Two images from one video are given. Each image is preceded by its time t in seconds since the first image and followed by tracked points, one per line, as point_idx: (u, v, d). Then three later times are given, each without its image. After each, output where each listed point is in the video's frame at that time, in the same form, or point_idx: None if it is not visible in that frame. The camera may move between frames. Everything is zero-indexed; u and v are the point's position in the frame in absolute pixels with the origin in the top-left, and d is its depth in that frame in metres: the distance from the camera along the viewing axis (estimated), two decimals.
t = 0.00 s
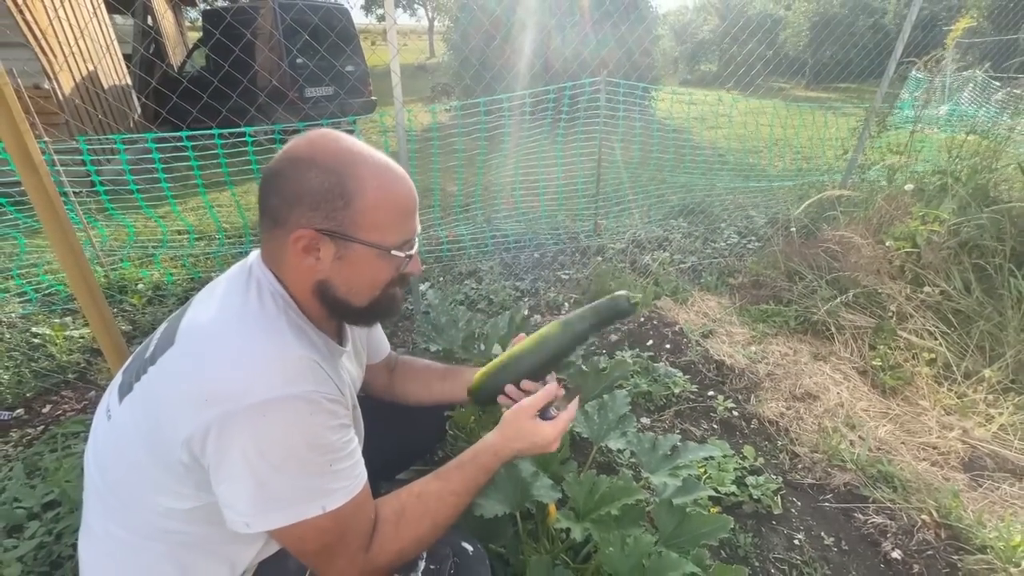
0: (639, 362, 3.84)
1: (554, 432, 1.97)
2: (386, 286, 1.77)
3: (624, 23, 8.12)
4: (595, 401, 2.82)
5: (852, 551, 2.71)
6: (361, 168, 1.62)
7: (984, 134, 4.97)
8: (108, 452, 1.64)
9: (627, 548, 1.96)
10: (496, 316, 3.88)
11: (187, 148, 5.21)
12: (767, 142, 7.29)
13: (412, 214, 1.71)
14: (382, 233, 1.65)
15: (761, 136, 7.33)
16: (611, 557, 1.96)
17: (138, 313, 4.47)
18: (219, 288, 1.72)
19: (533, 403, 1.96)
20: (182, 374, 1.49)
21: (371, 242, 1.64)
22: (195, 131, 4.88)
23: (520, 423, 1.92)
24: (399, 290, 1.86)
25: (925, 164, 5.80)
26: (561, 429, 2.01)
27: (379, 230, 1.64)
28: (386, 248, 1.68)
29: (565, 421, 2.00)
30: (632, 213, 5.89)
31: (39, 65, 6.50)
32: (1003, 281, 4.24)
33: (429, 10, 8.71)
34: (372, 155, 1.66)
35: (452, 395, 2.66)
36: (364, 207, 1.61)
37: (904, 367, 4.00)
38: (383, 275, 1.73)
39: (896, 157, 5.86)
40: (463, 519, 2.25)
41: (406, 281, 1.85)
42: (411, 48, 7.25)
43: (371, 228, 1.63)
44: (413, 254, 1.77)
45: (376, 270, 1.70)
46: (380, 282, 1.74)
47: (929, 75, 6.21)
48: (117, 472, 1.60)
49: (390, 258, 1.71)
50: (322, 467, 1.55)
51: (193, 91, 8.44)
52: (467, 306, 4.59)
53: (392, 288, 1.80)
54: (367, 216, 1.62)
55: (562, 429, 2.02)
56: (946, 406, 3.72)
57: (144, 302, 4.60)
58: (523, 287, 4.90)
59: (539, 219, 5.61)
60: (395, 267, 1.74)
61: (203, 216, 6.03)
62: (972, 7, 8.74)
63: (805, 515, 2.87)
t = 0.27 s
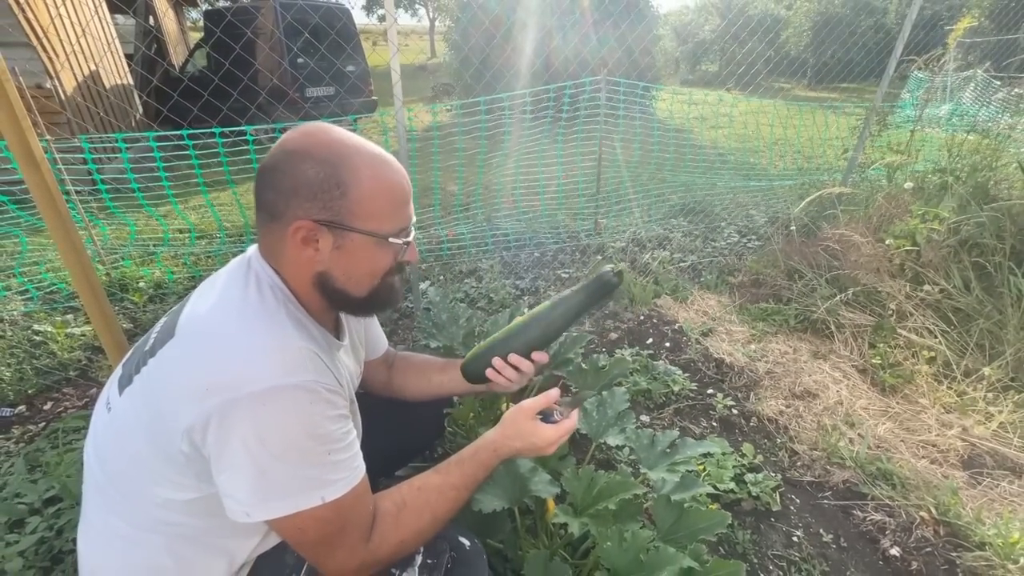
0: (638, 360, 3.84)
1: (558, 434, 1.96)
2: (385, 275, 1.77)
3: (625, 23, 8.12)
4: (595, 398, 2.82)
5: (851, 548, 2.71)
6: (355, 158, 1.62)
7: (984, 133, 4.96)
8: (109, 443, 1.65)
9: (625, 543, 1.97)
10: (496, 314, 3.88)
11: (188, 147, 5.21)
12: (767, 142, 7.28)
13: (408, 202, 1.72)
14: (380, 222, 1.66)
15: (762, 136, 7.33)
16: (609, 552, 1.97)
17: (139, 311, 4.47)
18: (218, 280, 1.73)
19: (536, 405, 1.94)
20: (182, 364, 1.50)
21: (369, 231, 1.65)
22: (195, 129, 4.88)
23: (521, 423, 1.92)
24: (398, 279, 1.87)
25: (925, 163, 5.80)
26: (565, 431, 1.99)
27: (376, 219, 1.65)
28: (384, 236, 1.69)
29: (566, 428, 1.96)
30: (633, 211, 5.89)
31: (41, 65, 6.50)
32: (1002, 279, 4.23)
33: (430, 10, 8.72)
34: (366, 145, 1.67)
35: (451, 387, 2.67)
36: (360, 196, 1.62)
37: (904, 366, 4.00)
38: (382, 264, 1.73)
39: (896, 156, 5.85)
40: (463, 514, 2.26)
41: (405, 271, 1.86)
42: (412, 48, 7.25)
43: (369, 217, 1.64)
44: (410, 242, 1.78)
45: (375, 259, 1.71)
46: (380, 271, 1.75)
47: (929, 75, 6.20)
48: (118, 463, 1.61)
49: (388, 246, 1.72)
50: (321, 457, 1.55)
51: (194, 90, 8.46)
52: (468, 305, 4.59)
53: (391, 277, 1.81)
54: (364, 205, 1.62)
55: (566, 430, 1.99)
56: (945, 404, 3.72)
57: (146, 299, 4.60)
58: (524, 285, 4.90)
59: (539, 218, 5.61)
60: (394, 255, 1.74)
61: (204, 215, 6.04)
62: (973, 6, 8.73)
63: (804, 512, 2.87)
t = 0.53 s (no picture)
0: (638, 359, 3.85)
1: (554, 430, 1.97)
2: (375, 265, 1.77)
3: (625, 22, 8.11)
4: (593, 396, 2.82)
5: (850, 547, 2.71)
6: (337, 148, 1.62)
7: (985, 133, 4.95)
8: (103, 439, 1.65)
9: (622, 541, 1.97)
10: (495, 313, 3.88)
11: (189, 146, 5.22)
12: (767, 141, 7.28)
13: (393, 190, 1.72)
14: (365, 210, 1.66)
15: (762, 136, 7.32)
16: (606, 550, 1.97)
17: (140, 310, 4.48)
18: (211, 277, 1.73)
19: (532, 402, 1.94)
20: (174, 360, 1.50)
21: (354, 220, 1.65)
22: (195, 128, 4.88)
23: (517, 419, 1.92)
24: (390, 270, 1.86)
25: (926, 163, 5.79)
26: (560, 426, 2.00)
27: (361, 207, 1.65)
28: (371, 225, 1.68)
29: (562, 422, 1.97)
30: (632, 211, 5.90)
31: (42, 64, 6.51)
32: (1002, 279, 4.22)
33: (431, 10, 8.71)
34: (347, 134, 1.67)
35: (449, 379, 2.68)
36: (343, 185, 1.61)
37: (903, 365, 4.00)
38: (370, 253, 1.73)
39: (897, 156, 5.84)
40: (461, 513, 2.26)
41: (397, 260, 1.85)
42: (412, 48, 7.25)
43: (354, 206, 1.63)
44: (399, 230, 1.78)
45: (362, 249, 1.71)
46: (369, 261, 1.75)
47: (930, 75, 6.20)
48: (112, 459, 1.61)
49: (376, 235, 1.71)
50: (313, 452, 1.56)
51: (195, 89, 8.46)
52: (468, 303, 4.60)
53: (381, 267, 1.81)
54: (348, 193, 1.62)
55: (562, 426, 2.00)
56: (945, 404, 3.72)
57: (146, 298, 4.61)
58: (523, 284, 4.90)
59: (538, 218, 5.62)
60: (381, 244, 1.74)
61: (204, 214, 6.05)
62: (974, 6, 8.72)
63: (803, 511, 2.87)
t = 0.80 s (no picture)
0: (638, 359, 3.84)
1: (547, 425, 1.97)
2: (370, 262, 1.75)
3: (626, 21, 8.10)
4: (592, 396, 2.81)
5: (850, 547, 2.70)
6: (330, 142, 1.61)
7: (986, 132, 4.93)
8: (99, 436, 1.64)
9: (622, 541, 1.96)
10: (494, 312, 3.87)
11: (188, 144, 5.21)
12: (768, 141, 7.26)
13: (388, 185, 1.70)
14: (358, 206, 1.64)
15: (762, 135, 7.31)
16: (606, 550, 1.96)
17: (139, 308, 4.47)
18: (209, 273, 1.72)
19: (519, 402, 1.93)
20: (169, 356, 1.49)
21: (348, 214, 1.63)
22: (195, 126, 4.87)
23: (510, 415, 1.92)
24: (387, 268, 1.85)
25: (926, 163, 5.78)
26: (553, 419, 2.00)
27: (354, 202, 1.63)
28: (365, 220, 1.67)
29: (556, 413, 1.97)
30: (632, 210, 5.89)
31: (42, 63, 6.50)
32: (1004, 278, 4.21)
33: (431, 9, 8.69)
34: (338, 128, 1.65)
35: (447, 371, 2.70)
36: (335, 179, 1.60)
37: (904, 365, 3.98)
38: (366, 250, 1.71)
39: (897, 155, 5.82)
40: (459, 513, 2.25)
41: (393, 258, 1.83)
42: (412, 47, 7.23)
43: (346, 200, 1.62)
44: (395, 227, 1.76)
45: (357, 245, 1.69)
46: (365, 258, 1.73)
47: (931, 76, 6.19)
48: (107, 456, 1.60)
49: (371, 231, 1.70)
50: (308, 451, 1.55)
51: (195, 88, 8.46)
52: (467, 303, 4.59)
53: (378, 265, 1.79)
54: (340, 188, 1.61)
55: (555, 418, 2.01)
56: (946, 403, 3.70)
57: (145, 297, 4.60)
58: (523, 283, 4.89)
59: (539, 217, 5.61)
60: (376, 240, 1.72)
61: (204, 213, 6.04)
62: (975, 5, 8.70)
63: (803, 511, 2.86)
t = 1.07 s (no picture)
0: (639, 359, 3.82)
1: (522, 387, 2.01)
2: (371, 269, 1.74)
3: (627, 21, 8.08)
4: (593, 396, 2.79)
5: (854, 548, 2.68)
6: (352, 147, 1.60)
7: (989, 133, 4.91)
8: (96, 437, 1.62)
9: (624, 542, 1.94)
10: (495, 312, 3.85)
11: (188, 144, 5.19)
12: (769, 141, 7.25)
13: (400, 198, 1.69)
14: (369, 212, 1.63)
15: (764, 135, 7.29)
16: (608, 551, 1.94)
17: (139, 308, 4.46)
18: (209, 272, 1.70)
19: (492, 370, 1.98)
20: (168, 355, 1.48)
21: (356, 219, 1.61)
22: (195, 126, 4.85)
23: (492, 392, 1.94)
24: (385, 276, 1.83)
25: (929, 163, 5.76)
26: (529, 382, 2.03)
27: (365, 208, 1.62)
28: (373, 227, 1.65)
29: (534, 376, 2.00)
30: (633, 210, 5.87)
31: (42, 62, 6.48)
32: (1007, 279, 4.19)
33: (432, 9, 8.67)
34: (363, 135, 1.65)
35: (445, 374, 2.69)
36: (352, 185, 1.59)
37: (907, 366, 3.97)
38: (369, 256, 1.70)
39: (900, 155, 5.80)
40: (460, 514, 2.23)
41: (393, 267, 1.82)
42: (413, 47, 7.22)
43: (358, 206, 1.60)
44: (400, 239, 1.74)
45: (361, 251, 1.68)
46: (366, 264, 1.72)
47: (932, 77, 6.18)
48: (104, 457, 1.58)
49: (377, 239, 1.68)
50: (308, 452, 1.53)
51: (195, 87, 8.45)
52: (468, 303, 4.57)
53: (378, 273, 1.77)
54: (354, 194, 1.59)
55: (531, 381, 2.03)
56: (949, 404, 3.69)
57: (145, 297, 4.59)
58: (524, 283, 4.87)
59: (539, 217, 5.59)
60: (380, 249, 1.71)
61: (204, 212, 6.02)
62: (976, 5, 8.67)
63: (806, 512, 2.84)
